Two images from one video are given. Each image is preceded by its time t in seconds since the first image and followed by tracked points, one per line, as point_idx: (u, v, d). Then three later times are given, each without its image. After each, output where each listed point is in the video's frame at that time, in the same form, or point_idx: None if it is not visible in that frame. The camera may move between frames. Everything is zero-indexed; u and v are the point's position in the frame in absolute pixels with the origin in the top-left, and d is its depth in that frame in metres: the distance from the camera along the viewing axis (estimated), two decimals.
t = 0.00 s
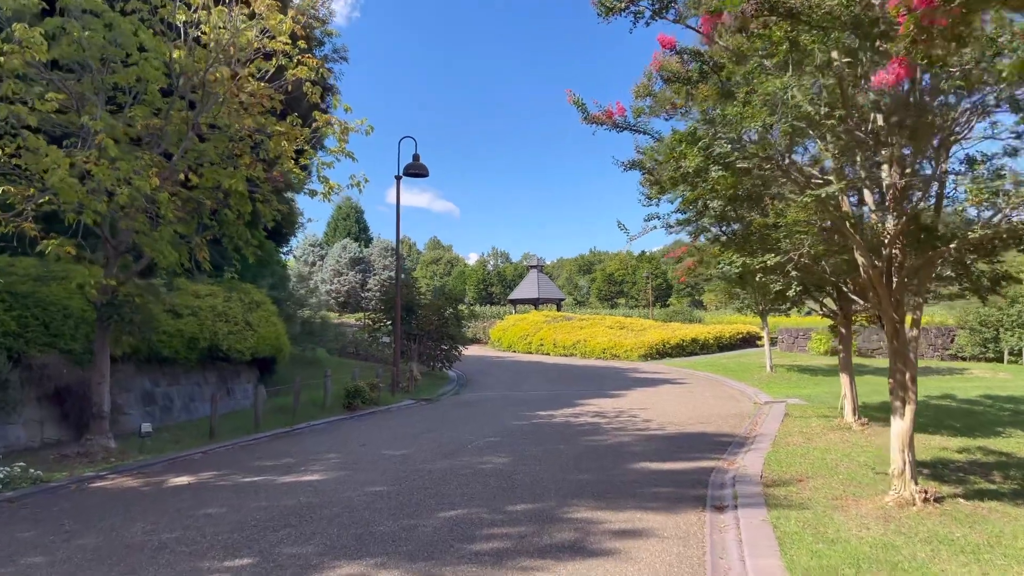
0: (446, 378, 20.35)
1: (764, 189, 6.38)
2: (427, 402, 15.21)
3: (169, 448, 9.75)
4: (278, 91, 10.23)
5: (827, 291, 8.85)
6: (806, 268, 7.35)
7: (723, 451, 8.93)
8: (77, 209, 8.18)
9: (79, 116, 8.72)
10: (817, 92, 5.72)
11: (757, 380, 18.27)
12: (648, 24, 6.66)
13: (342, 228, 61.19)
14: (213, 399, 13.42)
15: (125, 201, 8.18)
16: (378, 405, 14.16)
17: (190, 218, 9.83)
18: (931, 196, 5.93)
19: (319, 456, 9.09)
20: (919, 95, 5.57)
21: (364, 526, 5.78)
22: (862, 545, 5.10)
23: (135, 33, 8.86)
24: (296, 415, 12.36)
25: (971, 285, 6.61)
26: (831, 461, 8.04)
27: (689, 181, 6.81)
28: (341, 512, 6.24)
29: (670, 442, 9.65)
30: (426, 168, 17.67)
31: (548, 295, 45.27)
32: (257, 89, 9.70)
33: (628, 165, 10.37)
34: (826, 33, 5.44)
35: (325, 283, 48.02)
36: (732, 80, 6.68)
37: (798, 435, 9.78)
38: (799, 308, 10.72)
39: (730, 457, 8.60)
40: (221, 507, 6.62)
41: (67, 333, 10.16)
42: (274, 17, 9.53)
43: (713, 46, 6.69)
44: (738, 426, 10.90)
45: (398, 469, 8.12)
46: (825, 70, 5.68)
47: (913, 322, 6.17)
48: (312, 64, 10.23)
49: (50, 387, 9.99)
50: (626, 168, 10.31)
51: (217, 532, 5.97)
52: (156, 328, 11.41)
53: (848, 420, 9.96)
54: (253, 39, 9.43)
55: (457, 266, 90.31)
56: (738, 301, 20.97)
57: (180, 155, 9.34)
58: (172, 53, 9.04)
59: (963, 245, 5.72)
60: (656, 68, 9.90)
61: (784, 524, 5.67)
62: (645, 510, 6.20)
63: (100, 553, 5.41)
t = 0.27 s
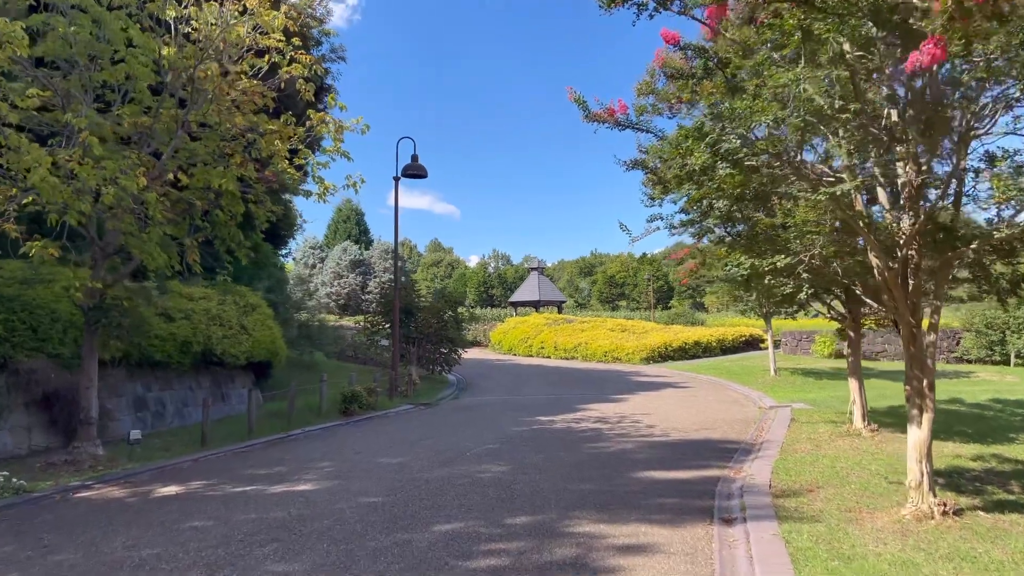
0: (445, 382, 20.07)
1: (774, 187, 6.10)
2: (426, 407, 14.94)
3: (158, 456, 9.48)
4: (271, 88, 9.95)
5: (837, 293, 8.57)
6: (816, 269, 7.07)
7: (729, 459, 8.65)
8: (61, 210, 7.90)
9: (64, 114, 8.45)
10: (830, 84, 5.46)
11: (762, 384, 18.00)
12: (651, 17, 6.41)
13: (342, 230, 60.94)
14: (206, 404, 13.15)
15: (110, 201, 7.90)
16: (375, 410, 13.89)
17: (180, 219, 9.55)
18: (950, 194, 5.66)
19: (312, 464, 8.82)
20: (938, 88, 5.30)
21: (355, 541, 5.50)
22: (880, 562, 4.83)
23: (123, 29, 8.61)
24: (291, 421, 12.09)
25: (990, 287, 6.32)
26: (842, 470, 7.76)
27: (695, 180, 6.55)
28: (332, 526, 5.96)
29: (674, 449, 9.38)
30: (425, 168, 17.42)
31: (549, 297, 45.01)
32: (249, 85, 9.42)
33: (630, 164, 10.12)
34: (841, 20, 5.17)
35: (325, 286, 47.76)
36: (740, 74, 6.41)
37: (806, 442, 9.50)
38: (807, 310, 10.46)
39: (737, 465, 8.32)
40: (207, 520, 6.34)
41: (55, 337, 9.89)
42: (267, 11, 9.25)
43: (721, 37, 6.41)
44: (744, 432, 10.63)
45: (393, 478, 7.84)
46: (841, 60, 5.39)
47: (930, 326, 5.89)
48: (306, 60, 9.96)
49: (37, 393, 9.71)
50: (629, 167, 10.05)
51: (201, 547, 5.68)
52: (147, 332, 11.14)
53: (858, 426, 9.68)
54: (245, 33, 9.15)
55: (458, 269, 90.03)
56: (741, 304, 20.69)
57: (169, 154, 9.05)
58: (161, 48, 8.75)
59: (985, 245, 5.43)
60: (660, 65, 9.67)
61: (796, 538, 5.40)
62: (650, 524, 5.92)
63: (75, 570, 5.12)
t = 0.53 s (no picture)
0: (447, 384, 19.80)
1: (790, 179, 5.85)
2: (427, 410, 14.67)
3: (151, 460, 9.24)
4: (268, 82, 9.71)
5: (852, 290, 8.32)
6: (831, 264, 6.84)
7: (739, 463, 8.38)
8: (49, 205, 7.65)
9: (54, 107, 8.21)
10: (853, 72, 5.22)
11: (767, 386, 17.72)
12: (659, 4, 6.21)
13: (343, 231, 60.72)
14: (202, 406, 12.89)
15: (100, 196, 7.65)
16: (375, 412, 13.62)
17: (174, 216, 9.29)
18: (976, 186, 5.38)
19: (309, 468, 8.56)
20: (962, 75, 5.06)
21: (350, 550, 5.24)
22: (906, 573, 4.56)
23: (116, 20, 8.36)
24: (288, 423, 11.83)
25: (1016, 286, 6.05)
26: (857, 475, 7.48)
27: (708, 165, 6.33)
28: (328, 534, 5.70)
29: (682, 452, 9.11)
30: (426, 167, 17.17)
31: (551, 298, 44.73)
32: (245, 78, 9.18)
33: (637, 160, 9.88)
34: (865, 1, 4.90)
35: (326, 287, 47.51)
36: (754, 63, 6.17)
37: (817, 445, 9.24)
38: (817, 310, 10.20)
39: (747, 470, 8.05)
40: (196, 527, 6.08)
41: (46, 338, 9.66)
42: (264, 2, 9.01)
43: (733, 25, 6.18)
44: (753, 435, 10.36)
45: (392, 483, 7.58)
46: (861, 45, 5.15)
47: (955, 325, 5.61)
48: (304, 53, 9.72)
49: (27, 395, 9.44)
50: (635, 163, 9.81)
51: (189, 556, 5.42)
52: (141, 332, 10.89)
53: (871, 430, 9.41)
54: (241, 25, 8.91)
55: (460, 270, 89.73)
56: (746, 305, 20.41)
57: (163, 149, 8.79)
58: (155, 40, 8.51)
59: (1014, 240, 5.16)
60: (668, 58, 9.44)
61: (815, 547, 5.13)
62: (660, 532, 5.66)
63: None
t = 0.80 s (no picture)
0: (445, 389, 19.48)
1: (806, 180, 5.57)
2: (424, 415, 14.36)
3: (137, 468, 8.94)
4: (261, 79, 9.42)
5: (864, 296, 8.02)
6: (847, 268, 6.55)
7: (747, 475, 8.07)
8: (30, 205, 7.35)
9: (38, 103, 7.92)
10: (872, 66, 4.94)
11: (771, 392, 17.41)
12: None
13: (342, 234, 60.40)
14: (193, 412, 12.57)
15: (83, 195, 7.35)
16: (370, 418, 13.32)
17: (163, 217, 8.98)
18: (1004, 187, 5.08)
19: (300, 479, 8.25)
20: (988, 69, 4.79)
21: (340, 571, 4.93)
22: None
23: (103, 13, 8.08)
24: (281, 430, 11.52)
25: None
26: (871, 489, 7.18)
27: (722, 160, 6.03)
28: (317, 552, 5.40)
29: (687, 463, 8.80)
30: (424, 168, 16.89)
31: (550, 302, 44.41)
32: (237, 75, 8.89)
33: (640, 160, 9.61)
34: None
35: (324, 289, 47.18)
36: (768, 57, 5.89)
37: (827, 456, 8.93)
38: (826, 316, 9.91)
39: (755, 482, 7.75)
40: (179, 544, 5.78)
41: (31, 342, 9.37)
42: None
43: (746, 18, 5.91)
44: (759, 444, 10.05)
45: (386, 495, 7.27)
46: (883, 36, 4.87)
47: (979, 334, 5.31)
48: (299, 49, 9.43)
49: (10, 402, 8.99)
50: (638, 164, 9.53)
51: None
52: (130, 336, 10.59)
53: (882, 439, 9.11)
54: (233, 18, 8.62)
55: (458, 273, 89.38)
56: (748, 310, 20.11)
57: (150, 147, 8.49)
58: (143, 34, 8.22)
59: None
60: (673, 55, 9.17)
61: (833, 568, 4.83)
62: (668, 551, 5.36)
63: None
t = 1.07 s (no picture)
0: (440, 391, 19.20)
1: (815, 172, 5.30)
2: (417, 418, 14.07)
3: (119, 473, 8.64)
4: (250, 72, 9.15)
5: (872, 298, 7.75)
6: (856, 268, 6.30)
7: (749, 482, 7.80)
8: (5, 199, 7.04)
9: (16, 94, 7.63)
10: (885, 54, 4.70)
11: (770, 396, 17.15)
12: None
13: (339, 235, 60.08)
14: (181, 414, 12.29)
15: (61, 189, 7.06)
16: (363, 421, 13.03)
17: (146, 213, 8.68)
18: None
19: (287, 484, 7.97)
20: (1007, 57, 4.55)
21: None
22: None
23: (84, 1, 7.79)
24: (270, 433, 11.23)
25: None
26: (878, 497, 6.92)
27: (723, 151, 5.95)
28: (299, 564, 5.13)
29: (686, 469, 8.54)
30: (420, 167, 16.61)
31: (547, 304, 44.14)
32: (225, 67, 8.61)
33: (639, 158, 9.39)
34: None
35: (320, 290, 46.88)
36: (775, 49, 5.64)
37: (831, 462, 8.67)
38: (829, 319, 9.67)
39: (758, 489, 7.48)
40: (155, 554, 5.50)
41: (11, 342, 9.09)
42: None
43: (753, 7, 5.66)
44: (760, 450, 9.79)
45: (375, 502, 6.99)
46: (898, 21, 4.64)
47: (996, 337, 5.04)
48: (289, 42, 9.17)
49: None
50: (637, 161, 9.29)
51: None
52: (115, 336, 10.33)
53: (887, 445, 8.86)
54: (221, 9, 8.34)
55: (456, 274, 89.08)
56: (748, 312, 19.86)
57: (134, 140, 8.19)
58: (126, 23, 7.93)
59: None
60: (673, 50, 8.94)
61: None
62: (669, 564, 5.10)
63: None
